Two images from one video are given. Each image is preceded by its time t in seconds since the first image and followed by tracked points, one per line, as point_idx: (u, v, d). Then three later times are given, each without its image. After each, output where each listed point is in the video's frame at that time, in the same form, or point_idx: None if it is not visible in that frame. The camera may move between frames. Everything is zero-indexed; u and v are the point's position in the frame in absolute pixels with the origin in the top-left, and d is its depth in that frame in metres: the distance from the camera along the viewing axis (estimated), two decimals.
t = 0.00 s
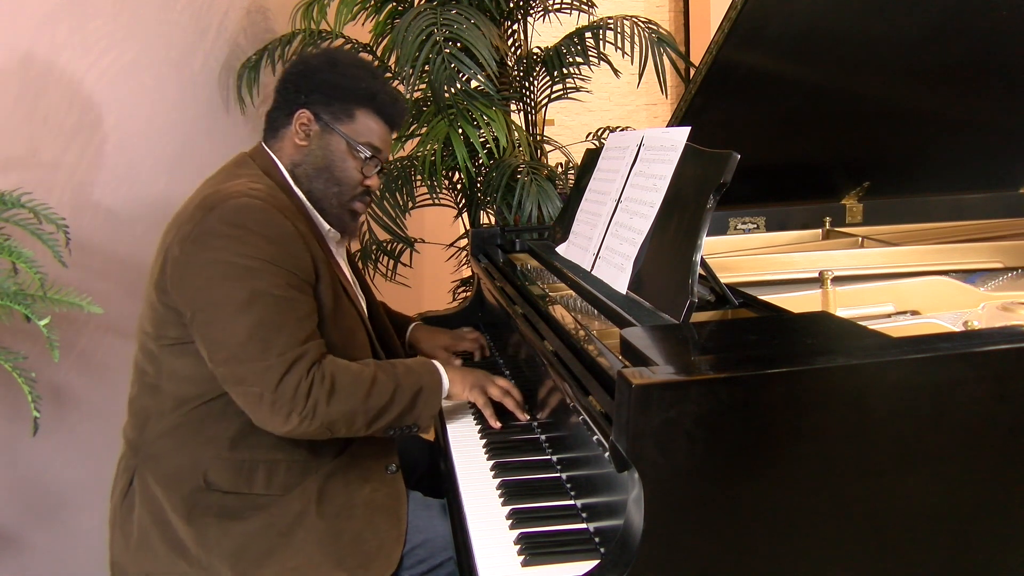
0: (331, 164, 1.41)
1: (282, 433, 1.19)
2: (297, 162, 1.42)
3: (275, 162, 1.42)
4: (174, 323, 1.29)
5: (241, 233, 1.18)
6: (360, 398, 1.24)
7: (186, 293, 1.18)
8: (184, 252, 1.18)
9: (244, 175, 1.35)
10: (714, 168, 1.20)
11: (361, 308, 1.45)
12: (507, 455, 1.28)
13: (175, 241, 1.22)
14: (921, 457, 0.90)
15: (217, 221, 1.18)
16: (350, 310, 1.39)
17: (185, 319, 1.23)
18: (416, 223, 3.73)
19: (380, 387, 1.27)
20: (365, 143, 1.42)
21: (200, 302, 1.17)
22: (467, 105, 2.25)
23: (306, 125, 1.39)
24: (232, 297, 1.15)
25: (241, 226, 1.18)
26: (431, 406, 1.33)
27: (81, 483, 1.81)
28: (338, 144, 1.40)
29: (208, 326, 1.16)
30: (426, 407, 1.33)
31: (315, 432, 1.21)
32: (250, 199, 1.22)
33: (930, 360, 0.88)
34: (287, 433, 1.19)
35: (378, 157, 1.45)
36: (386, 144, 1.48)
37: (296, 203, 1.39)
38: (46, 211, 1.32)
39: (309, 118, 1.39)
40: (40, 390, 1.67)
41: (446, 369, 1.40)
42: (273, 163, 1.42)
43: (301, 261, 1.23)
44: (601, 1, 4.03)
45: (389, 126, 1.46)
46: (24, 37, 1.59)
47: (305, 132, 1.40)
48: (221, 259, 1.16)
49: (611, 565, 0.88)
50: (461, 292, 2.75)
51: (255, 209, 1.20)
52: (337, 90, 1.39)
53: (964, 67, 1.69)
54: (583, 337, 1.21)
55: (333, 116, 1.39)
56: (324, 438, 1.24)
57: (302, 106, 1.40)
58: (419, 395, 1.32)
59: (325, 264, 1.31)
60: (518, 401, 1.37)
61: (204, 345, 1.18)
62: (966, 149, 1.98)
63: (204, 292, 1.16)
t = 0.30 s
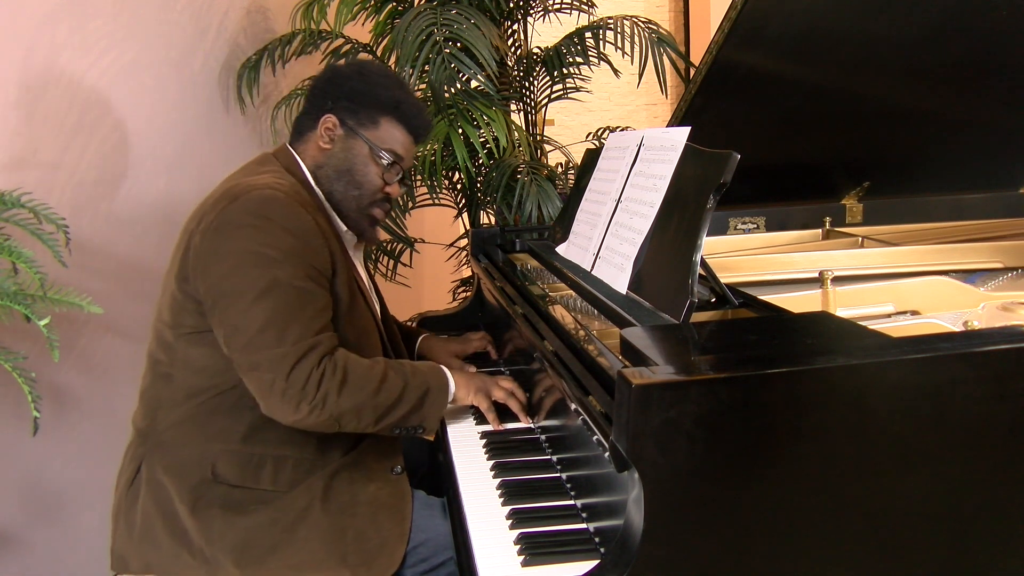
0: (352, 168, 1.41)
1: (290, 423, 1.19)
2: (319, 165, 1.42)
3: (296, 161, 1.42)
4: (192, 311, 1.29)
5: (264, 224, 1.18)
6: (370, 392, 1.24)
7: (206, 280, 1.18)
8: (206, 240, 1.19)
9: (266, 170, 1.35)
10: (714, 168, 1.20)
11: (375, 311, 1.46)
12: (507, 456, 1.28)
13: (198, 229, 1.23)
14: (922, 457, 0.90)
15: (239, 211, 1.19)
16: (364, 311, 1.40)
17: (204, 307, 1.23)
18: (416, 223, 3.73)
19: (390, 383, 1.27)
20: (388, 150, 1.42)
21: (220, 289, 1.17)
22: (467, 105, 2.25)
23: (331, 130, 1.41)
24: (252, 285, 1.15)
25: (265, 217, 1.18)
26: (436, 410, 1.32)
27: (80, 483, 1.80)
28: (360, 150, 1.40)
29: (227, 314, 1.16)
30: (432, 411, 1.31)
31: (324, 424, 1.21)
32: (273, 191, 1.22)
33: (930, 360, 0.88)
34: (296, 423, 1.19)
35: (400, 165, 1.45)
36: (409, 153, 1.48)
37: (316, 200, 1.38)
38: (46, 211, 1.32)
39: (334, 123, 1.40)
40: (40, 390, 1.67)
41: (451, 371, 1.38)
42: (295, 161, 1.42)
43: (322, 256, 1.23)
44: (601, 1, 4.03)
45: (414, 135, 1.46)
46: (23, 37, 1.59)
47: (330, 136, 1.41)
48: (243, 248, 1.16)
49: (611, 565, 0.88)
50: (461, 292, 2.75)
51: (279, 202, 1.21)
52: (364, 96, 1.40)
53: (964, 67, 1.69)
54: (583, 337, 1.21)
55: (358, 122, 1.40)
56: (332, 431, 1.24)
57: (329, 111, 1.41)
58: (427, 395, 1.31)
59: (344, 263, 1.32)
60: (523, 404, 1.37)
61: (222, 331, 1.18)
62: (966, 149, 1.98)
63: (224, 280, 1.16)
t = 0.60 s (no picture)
0: (366, 177, 1.42)
1: (250, 433, 1.20)
2: (333, 172, 1.43)
3: (309, 167, 1.42)
4: (183, 308, 1.29)
5: (264, 231, 1.18)
6: (335, 406, 1.22)
7: (199, 277, 1.18)
8: (208, 237, 1.19)
9: (279, 173, 1.35)
10: (714, 168, 1.20)
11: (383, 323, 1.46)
12: (508, 455, 1.28)
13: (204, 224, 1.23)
14: (922, 457, 0.90)
15: (244, 216, 1.19)
16: (362, 320, 1.39)
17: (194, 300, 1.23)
18: (416, 223, 3.73)
19: (355, 396, 1.25)
20: (402, 160, 1.43)
21: (209, 289, 1.17)
22: (467, 105, 2.25)
23: (346, 139, 1.42)
24: (240, 291, 1.15)
25: (266, 225, 1.19)
26: (403, 415, 1.30)
27: (80, 483, 1.80)
28: (375, 159, 1.41)
29: (208, 314, 1.16)
30: (397, 418, 1.30)
31: (280, 435, 1.21)
32: (279, 200, 1.22)
33: (931, 360, 0.88)
34: (256, 434, 1.20)
35: (413, 176, 1.47)
36: (423, 164, 1.49)
37: (326, 209, 1.37)
38: (46, 211, 1.32)
39: (349, 132, 1.41)
40: (40, 390, 1.67)
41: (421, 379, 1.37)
42: (309, 167, 1.42)
43: (316, 270, 1.23)
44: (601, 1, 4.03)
45: (427, 146, 1.48)
46: (23, 38, 1.59)
47: (344, 145, 1.42)
48: (240, 253, 1.16)
49: (611, 565, 0.88)
50: (461, 292, 2.74)
51: (281, 211, 1.21)
52: (382, 107, 1.41)
53: (964, 67, 1.69)
54: (583, 337, 1.21)
55: (374, 131, 1.41)
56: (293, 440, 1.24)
57: (345, 120, 1.42)
58: (392, 405, 1.29)
59: (339, 276, 1.31)
60: (494, 406, 1.37)
61: (201, 330, 1.18)
62: (966, 149, 1.97)
63: (214, 280, 1.16)
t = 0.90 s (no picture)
0: (348, 178, 1.42)
1: (248, 449, 1.20)
2: (314, 171, 1.42)
3: (286, 168, 1.42)
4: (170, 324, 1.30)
5: (242, 244, 1.18)
6: (330, 415, 1.22)
7: (179, 294, 1.18)
8: (182, 253, 1.18)
9: (252, 179, 1.35)
10: (714, 168, 1.20)
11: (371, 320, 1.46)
12: (508, 455, 1.28)
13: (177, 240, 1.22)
14: (922, 457, 0.89)
15: (216, 228, 1.18)
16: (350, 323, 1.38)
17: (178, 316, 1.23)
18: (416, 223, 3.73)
19: (351, 404, 1.24)
20: (385, 162, 1.43)
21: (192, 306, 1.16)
22: (467, 105, 2.25)
23: (327, 135, 1.40)
24: (221, 306, 1.15)
25: (243, 237, 1.18)
26: (403, 421, 1.30)
27: (80, 483, 1.80)
28: (357, 159, 1.41)
29: (196, 331, 1.16)
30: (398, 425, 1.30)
31: (279, 449, 1.21)
32: (254, 209, 1.22)
33: (930, 360, 0.88)
34: (254, 449, 1.20)
35: (395, 174, 1.47)
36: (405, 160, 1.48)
37: (304, 211, 1.37)
38: (46, 211, 1.32)
39: (330, 129, 1.39)
40: (40, 390, 1.67)
41: (418, 379, 1.36)
42: (285, 170, 1.42)
43: (300, 277, 1.23)
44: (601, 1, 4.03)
45: (410, 142, 1.47)
46: (22, 38, 1.59)
47: (325, 142, 1.40)
48: (215, 268, 1.16)
49: (611, 565, 0.88)
50: (461, 292, 2.75)
51: (258, 222, 1.20)
52: (366, 105, 1.39)
53: (965, 67, 1.69)
54: (583, 337, 1.21)
55: (356, 130, 1.40)
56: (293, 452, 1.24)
57: (325, 116, 1.40)
58: (390, 411, 1.29)
59: (324, 281, 1.31)
60: (495, 401, 1.38)
61: (188, 349, 1.17)
62: (966, 149, 1.97)
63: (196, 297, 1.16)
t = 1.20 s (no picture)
0: (304, 166, 1.36)
1: (244, 461, 1.18)
2: (266, 171, 1.37)
3: (238, 169, 1.37)
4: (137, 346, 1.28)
5: (191, 256, 1.15)
6: (325, 423, 1.21)
7: (140, 315, 1.16)
8: (137, 274, 1.17)
9: (205, 183, 1.31)
10: (714, 168, 1.20)
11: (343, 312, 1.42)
12: (508, 455, 1.28)
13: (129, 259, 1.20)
14: (922, 457, 0.89)
15: (168, 243, 1.16)
16: (324, 324, 1.36)
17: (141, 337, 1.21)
18: (417, 223, 3.73)
19: (346, 412, 1.24)
20: (333, 136, 1.37)
21: (152, 325, 1.15)
22: (467, 105, 2.25)
23: (268, 129, 1.34)
24: (186, 323, 1.13)
25: (192, 248, 1.16)
26: (403, 428, 1.31)
27: (80, 483, 1.81)
28: (306, 144, 1.35)
29: (161, 350, 1.15)
30: (398, 430, 1.30)
31: (276, 459, 1.20)
32: (201, 218, 1.19)
33: (930, 360, 0.88)
34: (251, 461, 1.18)
35: (350, 146, 1.41)
36: (357, 128, 1.42)
37: (263, 208, 1.33)
38: (46, 211, 1.33)
39: (269, 121, 1.33)
40: (41, 390, 1.67)
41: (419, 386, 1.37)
42: (238, 169, 1.37)
43: (257, 281, 1.20)
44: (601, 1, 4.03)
45: (355, 109, 1.40)
46: (21, 37, 1.59)
47: (268, 136, 1.34)
48: (172, 285, 1.14)
49: (611, 565, 0.88)
50: (461, 292, 2.74)
51: (207, 230, 1.18)
52: (301, 81, 1.33)
53: (965, 67, 1.69)
54: (583, 337, 1.21)
55: (295, 112, 1.34)
56: (290, 463, 1.23)
57: (259, 111, 1.34)
58: (389, 416, 1.30)
59: (286, 280, 1.28)
60: (496, 411, 1.36)
61: (159, 370, 1.16)
62: (967, 149, 1.98)
63: (155, 316, 1.14)
